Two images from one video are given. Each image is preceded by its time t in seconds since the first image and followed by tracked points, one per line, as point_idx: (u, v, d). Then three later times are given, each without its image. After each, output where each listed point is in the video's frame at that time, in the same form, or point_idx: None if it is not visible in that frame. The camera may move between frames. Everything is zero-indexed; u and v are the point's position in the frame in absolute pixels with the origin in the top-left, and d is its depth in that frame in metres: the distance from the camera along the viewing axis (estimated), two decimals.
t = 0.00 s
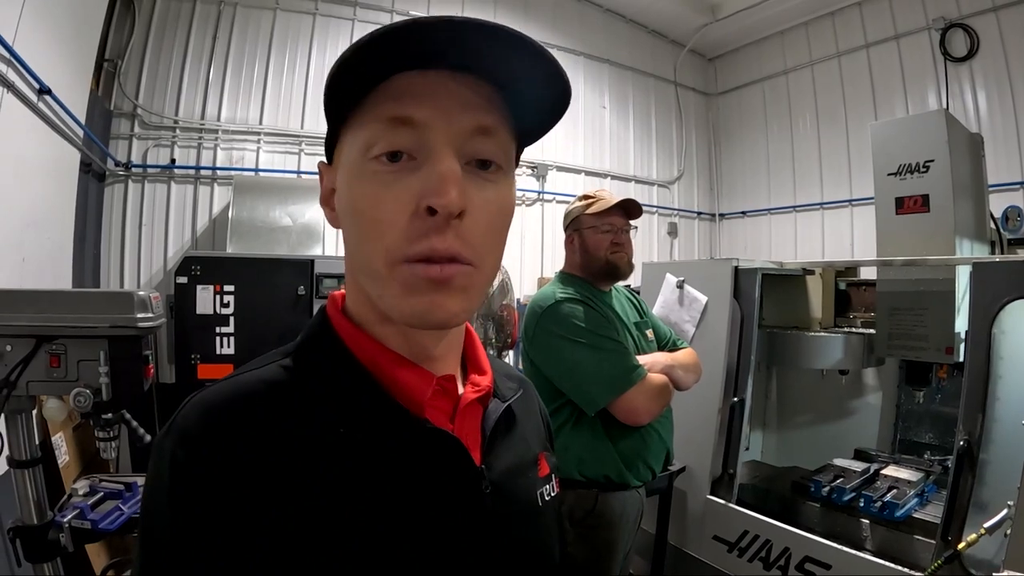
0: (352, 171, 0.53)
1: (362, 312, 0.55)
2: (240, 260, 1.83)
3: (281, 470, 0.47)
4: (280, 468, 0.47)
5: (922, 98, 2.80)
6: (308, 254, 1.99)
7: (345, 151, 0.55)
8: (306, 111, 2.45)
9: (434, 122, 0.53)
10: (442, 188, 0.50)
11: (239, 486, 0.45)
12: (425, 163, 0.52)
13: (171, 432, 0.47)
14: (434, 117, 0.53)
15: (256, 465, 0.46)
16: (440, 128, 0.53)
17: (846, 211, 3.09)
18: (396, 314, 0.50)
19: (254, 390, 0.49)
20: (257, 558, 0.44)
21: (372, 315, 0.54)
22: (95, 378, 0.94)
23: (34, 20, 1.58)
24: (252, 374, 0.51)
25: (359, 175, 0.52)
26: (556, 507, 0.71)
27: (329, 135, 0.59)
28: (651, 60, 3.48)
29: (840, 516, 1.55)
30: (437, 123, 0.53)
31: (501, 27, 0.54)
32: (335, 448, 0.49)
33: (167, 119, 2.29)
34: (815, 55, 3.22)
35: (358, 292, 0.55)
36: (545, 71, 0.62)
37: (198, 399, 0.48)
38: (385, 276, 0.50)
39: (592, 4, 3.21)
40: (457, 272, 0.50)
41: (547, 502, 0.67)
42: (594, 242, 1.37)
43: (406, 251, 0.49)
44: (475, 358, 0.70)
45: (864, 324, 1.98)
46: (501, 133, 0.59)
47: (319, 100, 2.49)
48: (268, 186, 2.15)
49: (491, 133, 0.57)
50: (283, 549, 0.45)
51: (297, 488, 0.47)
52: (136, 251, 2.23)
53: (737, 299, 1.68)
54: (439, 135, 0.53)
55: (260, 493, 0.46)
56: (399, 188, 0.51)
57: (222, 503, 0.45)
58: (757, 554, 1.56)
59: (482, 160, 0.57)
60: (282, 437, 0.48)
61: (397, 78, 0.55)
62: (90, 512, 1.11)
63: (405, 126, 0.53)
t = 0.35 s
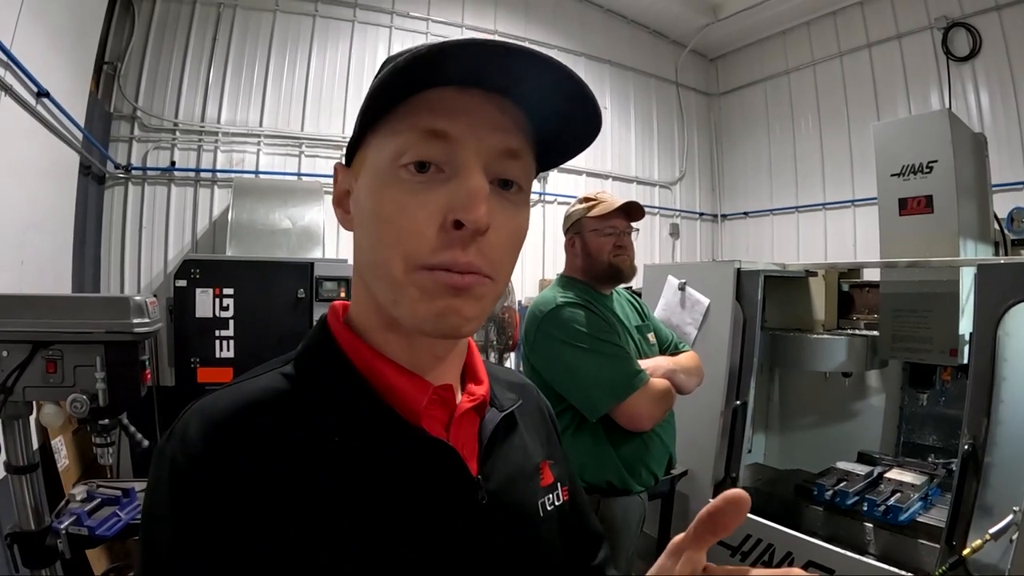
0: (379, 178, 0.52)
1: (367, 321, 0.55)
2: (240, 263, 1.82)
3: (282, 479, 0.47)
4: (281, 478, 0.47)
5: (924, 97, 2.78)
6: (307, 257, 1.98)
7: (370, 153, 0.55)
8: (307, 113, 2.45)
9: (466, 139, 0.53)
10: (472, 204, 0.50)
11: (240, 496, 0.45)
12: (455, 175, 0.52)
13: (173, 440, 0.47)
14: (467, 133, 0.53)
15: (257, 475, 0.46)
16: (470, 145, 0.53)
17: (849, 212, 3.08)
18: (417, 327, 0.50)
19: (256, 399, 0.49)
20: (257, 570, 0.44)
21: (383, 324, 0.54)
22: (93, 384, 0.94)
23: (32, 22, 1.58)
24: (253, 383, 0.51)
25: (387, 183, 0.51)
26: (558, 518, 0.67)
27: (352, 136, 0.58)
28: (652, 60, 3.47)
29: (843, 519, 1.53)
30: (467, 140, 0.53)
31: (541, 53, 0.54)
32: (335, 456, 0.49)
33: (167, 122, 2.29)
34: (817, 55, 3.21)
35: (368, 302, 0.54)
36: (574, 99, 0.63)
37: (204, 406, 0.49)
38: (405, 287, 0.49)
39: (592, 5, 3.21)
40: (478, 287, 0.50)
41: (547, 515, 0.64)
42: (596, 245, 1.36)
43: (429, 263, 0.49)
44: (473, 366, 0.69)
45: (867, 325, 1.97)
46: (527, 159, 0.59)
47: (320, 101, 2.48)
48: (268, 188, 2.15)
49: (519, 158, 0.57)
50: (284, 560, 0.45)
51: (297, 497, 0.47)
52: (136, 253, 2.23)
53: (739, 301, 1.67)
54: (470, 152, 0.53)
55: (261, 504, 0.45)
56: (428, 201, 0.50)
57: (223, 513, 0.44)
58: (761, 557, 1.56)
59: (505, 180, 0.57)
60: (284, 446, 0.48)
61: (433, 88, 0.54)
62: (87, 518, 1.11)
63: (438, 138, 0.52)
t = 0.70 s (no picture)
0: (379, 181, 0.52)
1: (375, 324, 0.55)
2: (241, 265, 1.82)
3: (294, 482, 0.46)
4: (293, 480, 0.46)
5: (925, 96, 2.78)
6: (308, 258, 1.98)
7: (369, 158, 0.54)
8: (307, 114, 2.45)
9: (465, 136, 0.53)
10: (475, 201, 0.50)
11: (252, 500, 0.45)
12: (457, 174, 0.51)
13: (187, 443, 0.46)
14: (465, 130, 0.53)
15: (270, 478, 0.46)
16: (470, 143, 0.53)
17: (850, 211, 3.07)
18: (423, 327, 0.49)
19: (268, 401, 0.49)
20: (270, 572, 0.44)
21: (389, 326, 0.53)
22: (93, 387, 0.94)
23: (32, 24, 1.58)
24: (265, 386, 0.51)
25: (388, 186, 0.51)
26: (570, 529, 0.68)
27: (351, 143, 0.58)
28: (653, 60, 3.47)
29: (845, 520, 1.53)
30: (467, 137, 0.53)
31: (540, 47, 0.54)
32: (348, 458, 0.49)
33: (168, 124, 2.29)
34: (818, 54, 3.21)
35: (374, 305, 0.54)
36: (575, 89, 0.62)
37: (215, 408, 0.48)
38: (410, 287, 0.49)
39: (592, 4, 3.20)
40: (484, 284, 0.50)
41: (559, 521, 0.65)
42: (597, 246, 1.36)
43: (433, 262, 0.49)
44: (489, 372, 0.69)
45: (869, 325, 1.96)
46: (530, 150, 0.59)
47: (320, 102, 2.48)
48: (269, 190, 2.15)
49: (521, 151, 0.57)
50: (296, 562, 0.45)
51: (310, 500, 0.46)
52: (137, 255, 2.23)
53: (740, 302, 1.67)
54: (470, 150, 0.53)
55: (273, 506, 0.45)
56: (430, 200, 0.50)
57: (235, 516, 0.44)
58: (763, 558, 1.54)
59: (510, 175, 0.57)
60: (298, 449, 0.48)
61: (429, 89, 0.54)
62: (89, 521, 1.12)
63: (437, 137, 0.52)
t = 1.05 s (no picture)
0: (385, 167, 0.52)
1: (375, 315, 0.55)
2: (241, 266, 1.84)
3: (290, 477, 0.47)
4: (290, 475, 0.47)
5: (923, 95, 2.78)
6: (308, 258, 1.99)
7: (374, 146, 0.55)
8: (307, 115, 2.46)
9: (471, 125, 0.54)
10: (483, 185, 0.51)
11: (249, 494, 0.46)
12: (463, 160, 0.52)
13: (189, 438, 0.47)
14: (470, 119, 0.54)
15: (266, 473, 0.46)
16: (475, 132, 0.54)
17: (849, 210, 3.08)
18: (430, 308, 0.50)
19: (267, 394, 0.49)
20: (266, 566, 0.44)
21: (390, 314, 0.54)
22: (95, 385, 0.95)
23: (34, 27, 1.59)
24: (265, 380, 0.51)
25: (394, 171, 0.52)
26: (567, 519, 0.70)
27: (352, 135, 0.58)
28: (652, 60, 3.48)
29: (842, 517, 1.53)
30: (472, 125, 0.54)
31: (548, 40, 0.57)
32: (343, 451, 0.50)
33: (169, 125, 2.30)
34: (816, 53, 3.21)
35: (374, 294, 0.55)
36: (575, 89, 0.65)
37: (214, 404, 0.49)
38: (416, 270, 0.50)
39: (591, 5, 3.21)
40: (488, 268, 0.51)
41: (557, 511, 0.66)
42: (593, 245, 1.37)
43: (440, 244, 0.49)
44: (486, 366, 0.70)
45: (866, 324, 1.97)
46: (529, 144, 0.61)
47: (320, 103, 2.49)
48: (270, 191, 2.16)
49: (522, 143, 0.59)
50: (293, 555, 0.45)
51: (306, 494, 0.47)
52: (139, 256, 2.25)
53: (738, 300, 1.68)
54: (475, 138, 0.54)
55: (268, 502, 0.46)
56: (437, 184, 0.51)
57: (233, 511, 0.45)
58: (760, 556, 1.55)
59: (510, 167, 0.58)
60: (295, 442, 0.48)
61: (436, 79, 0.55)
62: (91, 517, 1.12)
63: (443, 125, 0.53)
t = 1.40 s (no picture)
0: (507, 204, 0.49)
1: (383, 318, 0.55)
2: (241, 268, 1.83)
3: (290, 478, 0.46)
4: (290, 476, 0.46)
5: (923, 95, 2.78)
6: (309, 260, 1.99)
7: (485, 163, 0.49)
8: (307, 117, 2.46)
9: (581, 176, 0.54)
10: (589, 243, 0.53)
11: (249, 496, 0.44)
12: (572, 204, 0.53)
13: (193, 446, 0.46)
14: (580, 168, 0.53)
15: (267, 474, 0.45)
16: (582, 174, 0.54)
17: (849, 210, 3.08)
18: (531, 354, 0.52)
19: (271, 396, 0.49)
20: (266, 568, 0.43)
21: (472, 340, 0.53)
22: (97, 388, 0.95)
23: (34, 30, 1.59)
24: (268, 385, 0.51)
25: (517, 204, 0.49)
26: (563, 515, 0.71)
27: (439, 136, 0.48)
28: (652, 61, 3.48)
29: (844, 518, 1.53)
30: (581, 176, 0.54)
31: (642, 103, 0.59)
32: (343, 450, 0.48)
33: (169, 127, 2.30)
34: (816, 53, 3.21)
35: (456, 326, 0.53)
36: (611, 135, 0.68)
37: (221, 409, 0.48)
38: (529, 318, 0.50)
39: (591, 6, 3.21)
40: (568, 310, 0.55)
41: (555, 507, 0.67)
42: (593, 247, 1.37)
43: (552, 288, 0.50)
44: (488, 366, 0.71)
45: (867, 324, 1.97)
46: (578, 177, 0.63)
47: (320, 105, 2.49)
48: (270, 193, 2.16)
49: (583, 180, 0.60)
50: (296, 556, 0.45)
51: (307, 494, 0.46)
52: (139, 258, 2.25)
53: (739, 301, 1.67)
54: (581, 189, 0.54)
55: (269, 503, 0.45)
56: (554, 236, 0.51)
57: (235, 513, 0.44)
58: (762, 556, 1.55)
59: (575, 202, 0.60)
60: (295, 442, 0.47)
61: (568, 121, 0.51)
62: (92, 520, 1.12)
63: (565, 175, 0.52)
